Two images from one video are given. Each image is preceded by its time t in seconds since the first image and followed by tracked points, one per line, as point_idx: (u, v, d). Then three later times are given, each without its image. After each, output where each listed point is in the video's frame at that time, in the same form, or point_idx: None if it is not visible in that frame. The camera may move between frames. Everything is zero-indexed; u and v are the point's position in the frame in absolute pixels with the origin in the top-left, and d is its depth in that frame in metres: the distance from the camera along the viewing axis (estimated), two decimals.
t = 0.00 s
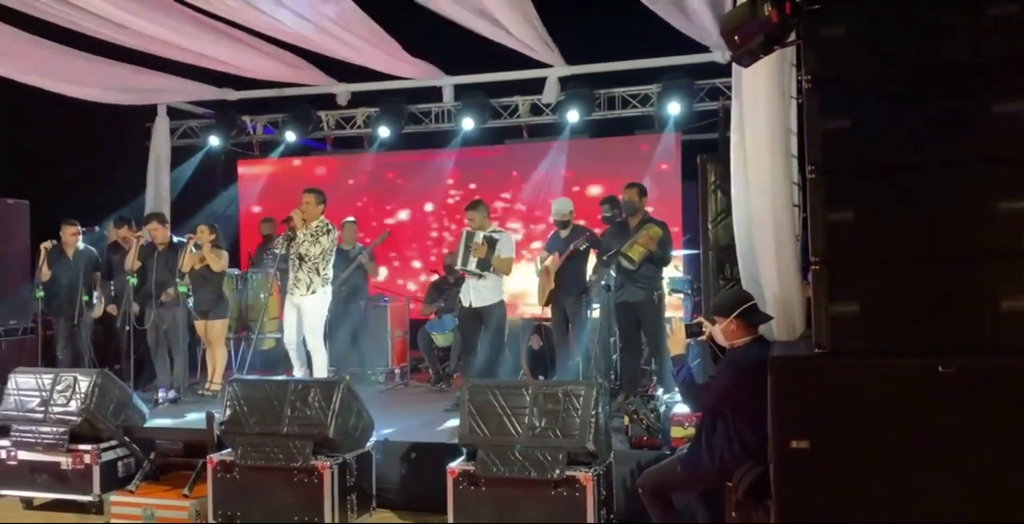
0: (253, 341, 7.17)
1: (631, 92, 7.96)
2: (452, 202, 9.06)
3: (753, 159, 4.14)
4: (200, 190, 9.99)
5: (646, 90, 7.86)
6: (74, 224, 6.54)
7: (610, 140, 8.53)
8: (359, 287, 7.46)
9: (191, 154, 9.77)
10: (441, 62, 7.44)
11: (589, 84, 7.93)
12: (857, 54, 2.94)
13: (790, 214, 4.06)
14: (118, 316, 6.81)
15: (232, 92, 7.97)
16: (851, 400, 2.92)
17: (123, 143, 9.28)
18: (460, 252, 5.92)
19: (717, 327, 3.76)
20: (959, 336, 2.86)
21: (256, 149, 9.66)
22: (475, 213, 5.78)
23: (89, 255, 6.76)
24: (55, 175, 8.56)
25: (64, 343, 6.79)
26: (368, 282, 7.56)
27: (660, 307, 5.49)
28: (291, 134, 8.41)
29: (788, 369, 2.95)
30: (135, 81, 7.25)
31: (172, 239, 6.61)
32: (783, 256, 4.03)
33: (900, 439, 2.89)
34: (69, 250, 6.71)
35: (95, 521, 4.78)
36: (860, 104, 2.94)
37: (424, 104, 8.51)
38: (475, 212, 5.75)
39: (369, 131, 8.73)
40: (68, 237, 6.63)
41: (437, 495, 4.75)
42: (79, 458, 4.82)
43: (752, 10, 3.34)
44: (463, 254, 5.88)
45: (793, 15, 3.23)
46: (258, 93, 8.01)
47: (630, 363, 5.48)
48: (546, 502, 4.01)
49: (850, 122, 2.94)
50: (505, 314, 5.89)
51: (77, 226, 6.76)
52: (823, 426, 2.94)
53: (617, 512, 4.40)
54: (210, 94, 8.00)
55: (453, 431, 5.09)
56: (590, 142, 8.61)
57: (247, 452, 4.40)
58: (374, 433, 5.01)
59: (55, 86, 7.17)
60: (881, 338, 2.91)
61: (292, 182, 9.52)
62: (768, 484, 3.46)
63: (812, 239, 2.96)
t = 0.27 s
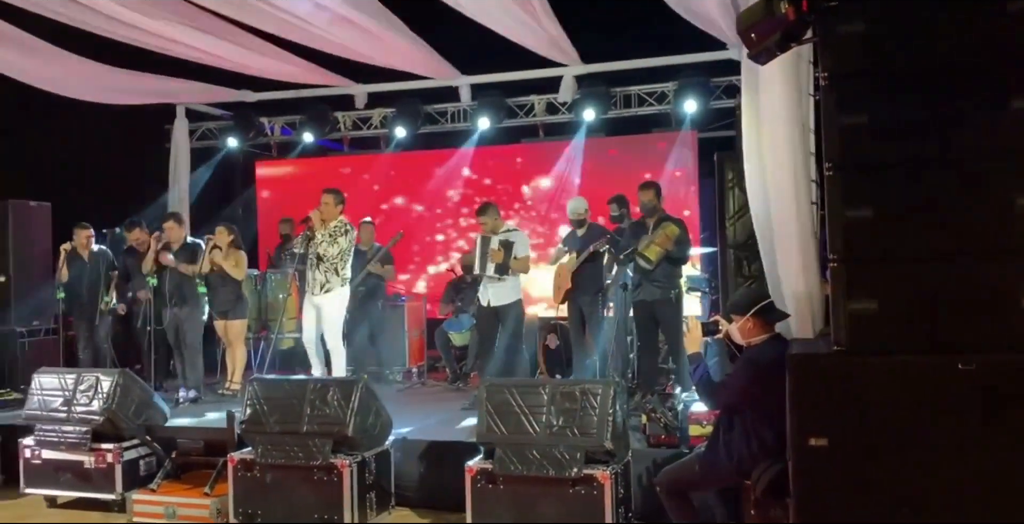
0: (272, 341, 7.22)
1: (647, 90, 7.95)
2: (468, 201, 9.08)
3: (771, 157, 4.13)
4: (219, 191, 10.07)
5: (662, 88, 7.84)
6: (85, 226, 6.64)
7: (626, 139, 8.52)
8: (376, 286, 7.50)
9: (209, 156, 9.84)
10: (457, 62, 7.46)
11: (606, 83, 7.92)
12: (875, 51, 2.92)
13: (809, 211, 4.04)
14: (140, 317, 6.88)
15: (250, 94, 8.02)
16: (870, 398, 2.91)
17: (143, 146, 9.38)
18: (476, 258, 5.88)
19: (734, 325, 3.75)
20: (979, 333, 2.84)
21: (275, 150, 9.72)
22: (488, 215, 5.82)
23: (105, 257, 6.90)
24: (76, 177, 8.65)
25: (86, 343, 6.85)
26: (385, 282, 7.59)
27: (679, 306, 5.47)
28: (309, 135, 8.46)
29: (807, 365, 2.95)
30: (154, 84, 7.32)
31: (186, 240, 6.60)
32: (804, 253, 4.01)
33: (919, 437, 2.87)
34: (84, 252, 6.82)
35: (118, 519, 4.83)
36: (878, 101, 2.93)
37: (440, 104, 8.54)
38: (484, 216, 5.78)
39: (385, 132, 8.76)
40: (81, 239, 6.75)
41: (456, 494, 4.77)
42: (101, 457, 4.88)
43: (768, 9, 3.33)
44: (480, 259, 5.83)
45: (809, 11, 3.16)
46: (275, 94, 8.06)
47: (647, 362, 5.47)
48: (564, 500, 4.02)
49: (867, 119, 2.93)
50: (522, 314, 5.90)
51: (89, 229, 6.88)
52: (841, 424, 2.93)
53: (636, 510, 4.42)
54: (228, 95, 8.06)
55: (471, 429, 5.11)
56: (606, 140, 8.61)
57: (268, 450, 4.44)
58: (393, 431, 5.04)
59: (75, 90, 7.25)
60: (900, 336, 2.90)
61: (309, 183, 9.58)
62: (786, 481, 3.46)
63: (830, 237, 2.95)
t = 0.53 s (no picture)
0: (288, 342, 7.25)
1: (663, 92, 7.93)
2: (483, 203, 9.08)
3: (788, 160, 4.11)
4: (235, 193, 10.13)
5: (677, 89, 7.82)
6: (97, 227, 6.73)
7: (642, 141, 8.51)
8: (391, 288, 7.53)
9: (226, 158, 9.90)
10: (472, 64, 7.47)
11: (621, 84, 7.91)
12: (893, 52, 2.90)
13: (826, 214, 4.02)
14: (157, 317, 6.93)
15: (266, 96, 8.06)
16: (886, 402, 2.89)
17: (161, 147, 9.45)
18: (491, 261, 5.90)
19: (749, 328, 3.74)
20: (996, 337, 2.82)
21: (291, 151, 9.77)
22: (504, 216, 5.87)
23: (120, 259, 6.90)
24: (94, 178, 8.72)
25: (104, 343, 6.89)
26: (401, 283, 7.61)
27: (693, 309, 5.39)
28: (324, 136, 8.49)
29: (823, 369, 2.94)
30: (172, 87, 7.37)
31: (200, 241, 6.62)
32: (820, 257, 3.99)
33: (936, 441, 2.85)
34: (99, 253, 6.87)
35: (135, 518, 4.87)
36: (895, 103, 2.91)
37: (455, 106, 8.55)
38: (500, 218, 5.80)
39: (401, 134, 8.78)
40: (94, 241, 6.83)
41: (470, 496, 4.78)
42: (119, 456, 4.92)
43: (785, 11, 3.32)
44: (496, 261, 5.87)
45: (827, 14, 3.17)
46: (291, 96, 8.09)
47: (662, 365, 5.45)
48: (578, 504, 4.01)
49: (885, 122, 2.91)
50: (536, 316, 5.90)
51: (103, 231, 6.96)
52: (857, 428, 2.92)
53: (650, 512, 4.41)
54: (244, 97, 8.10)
55: (486, 431, 5.12)
56: (621, 142, 8.60)
57: (283, 451, 4.46)
58: (407, 432, 5.05)
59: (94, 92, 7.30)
60: (916, 340, 2.88)
61: (325, 184, 9.62)
62: (802, 485, 3.45)
63: (846, 240, 2.94)
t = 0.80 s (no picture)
0: (298, 344, 7.28)
1: (673, 95, 7.92)
2: (493, 206, 9.11)
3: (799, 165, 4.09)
4: (246, 194, 10.18)
5: (688, 93, 7.81)
6: (115, 226, 6.75)
7: (651, 144, 8.51)
8: (401, 290, 7.54)
9: (237, 160, 9.94)
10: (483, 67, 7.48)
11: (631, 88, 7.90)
12: (903, 58, 2.91)
13: (836, 221, 4.01)
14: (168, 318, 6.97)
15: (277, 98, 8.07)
16: (896, 407, 2.88)
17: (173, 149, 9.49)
18: (500, 259, 5.91)
19: (758, 333, 3.73)
20: (1007, 342, 2.81)
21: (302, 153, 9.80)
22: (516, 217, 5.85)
23: (135, 258, 6.89)
24: (106, 179, 8.77)
25: (114, 344, 6.91)
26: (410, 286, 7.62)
27: (702, 314, 5.40)
28: (335, 139, 8.51)
29: (833, 374, 2.93)
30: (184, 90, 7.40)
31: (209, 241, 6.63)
32: (831, 262, 3.98)
33: (947, 447, 2.84)
34: (115, 252, 6.89)
35: (145, 518, 4.89)
36: (906, 109, 2.92)
37: (465, 109, 8.56)
38: (513, 217, 5.81)
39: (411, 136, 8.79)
40: (111, 241, 6.85)
41: (478, 498, 4.79)
42: (129, 456, 4.95)
43: (795, 15, 3.32)
44: (504, 261, 5.87)
45: (837, 20, 3.17)
46: (302, 99, 8.11)
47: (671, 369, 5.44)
48: (586, 507, 4.01)
49: (895, 127, 2.92)
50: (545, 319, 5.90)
51: (121, 232, 6.99)
52: (866, 433, 2.91)
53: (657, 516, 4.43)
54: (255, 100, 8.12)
55: (494, 434, 5.12)
56: (631, 145, 8.60)
57: (292, 452, 4.48)
58: (416, 434, 5.05)
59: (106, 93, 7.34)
60: (926, 346, 2.87)
61: (335, 187, 9.66)
62: (811, 491, 3.41)
63: (857, 245, 2.94)
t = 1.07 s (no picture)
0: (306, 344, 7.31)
1: (684, 99, 7.93)
2: (503, 208, 9.12)
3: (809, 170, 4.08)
4: (258, 194, 10.24)
5: (699, 97, 7.82)
6: (137, 226, 6.75)
7: (662, 148, 8.53)
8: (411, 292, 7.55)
9: (250, 159, 10.00)
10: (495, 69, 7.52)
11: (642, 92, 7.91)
12: (911, 65, 2.97)
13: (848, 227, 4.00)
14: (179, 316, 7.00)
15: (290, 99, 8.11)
16: (902, 413, 2.92)
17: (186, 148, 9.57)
18: (508, 261, 5.89)
19: (766, 337, 3.73)
20: (1013, 350, 2.85)
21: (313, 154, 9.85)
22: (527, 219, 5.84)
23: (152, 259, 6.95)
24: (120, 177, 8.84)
25: (125, 341, 6.95)
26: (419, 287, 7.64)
27: (710, 318, 5.40)
28: (347, 140, 8.56)
29: (840, 378, 2.97)
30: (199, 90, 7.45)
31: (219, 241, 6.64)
32: (840, 267, 3.97)
33: (953, 453, 2.88)
34: (132, 251, 6.89)
35: (153, 515, 4.91)
36: (914, 115, 2.97)
37: (477, 111, 8.58)
38: (525, 218, 5.80)
39: (422, 138, 8.83)
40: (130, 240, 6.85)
41: (484, 499, 4.79)
42: (139, 453, 4.98)
43: (805, 21, 3.36)
44: (513, 262, 5.87)
45: (847, 26, 3.20)
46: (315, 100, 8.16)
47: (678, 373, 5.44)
48: (592, 510, 4.02)
49: (904, 133, 2.97)
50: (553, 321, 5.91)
51: (141, 230, 6.97)
52: (872, 438, 2.95)
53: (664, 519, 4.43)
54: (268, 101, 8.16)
55: (501, 435, 5.13)
56: (642, 149, 8.61)
57: (300, 451, 4.49)
58: (424, 434, 5.06)
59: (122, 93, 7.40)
60: (933, 352, 2.91)
61: (346, 188, 9.70)
62: (817, 495, 3.43)
63: (865, 250, 3.01)
